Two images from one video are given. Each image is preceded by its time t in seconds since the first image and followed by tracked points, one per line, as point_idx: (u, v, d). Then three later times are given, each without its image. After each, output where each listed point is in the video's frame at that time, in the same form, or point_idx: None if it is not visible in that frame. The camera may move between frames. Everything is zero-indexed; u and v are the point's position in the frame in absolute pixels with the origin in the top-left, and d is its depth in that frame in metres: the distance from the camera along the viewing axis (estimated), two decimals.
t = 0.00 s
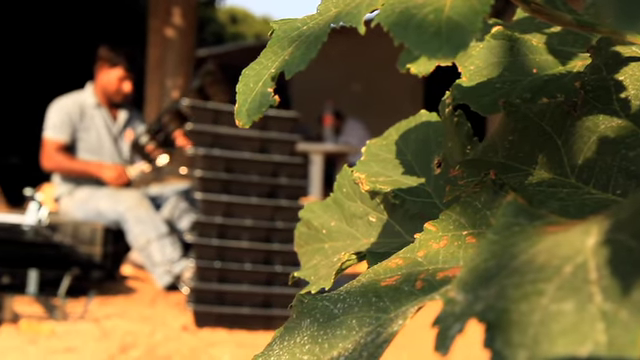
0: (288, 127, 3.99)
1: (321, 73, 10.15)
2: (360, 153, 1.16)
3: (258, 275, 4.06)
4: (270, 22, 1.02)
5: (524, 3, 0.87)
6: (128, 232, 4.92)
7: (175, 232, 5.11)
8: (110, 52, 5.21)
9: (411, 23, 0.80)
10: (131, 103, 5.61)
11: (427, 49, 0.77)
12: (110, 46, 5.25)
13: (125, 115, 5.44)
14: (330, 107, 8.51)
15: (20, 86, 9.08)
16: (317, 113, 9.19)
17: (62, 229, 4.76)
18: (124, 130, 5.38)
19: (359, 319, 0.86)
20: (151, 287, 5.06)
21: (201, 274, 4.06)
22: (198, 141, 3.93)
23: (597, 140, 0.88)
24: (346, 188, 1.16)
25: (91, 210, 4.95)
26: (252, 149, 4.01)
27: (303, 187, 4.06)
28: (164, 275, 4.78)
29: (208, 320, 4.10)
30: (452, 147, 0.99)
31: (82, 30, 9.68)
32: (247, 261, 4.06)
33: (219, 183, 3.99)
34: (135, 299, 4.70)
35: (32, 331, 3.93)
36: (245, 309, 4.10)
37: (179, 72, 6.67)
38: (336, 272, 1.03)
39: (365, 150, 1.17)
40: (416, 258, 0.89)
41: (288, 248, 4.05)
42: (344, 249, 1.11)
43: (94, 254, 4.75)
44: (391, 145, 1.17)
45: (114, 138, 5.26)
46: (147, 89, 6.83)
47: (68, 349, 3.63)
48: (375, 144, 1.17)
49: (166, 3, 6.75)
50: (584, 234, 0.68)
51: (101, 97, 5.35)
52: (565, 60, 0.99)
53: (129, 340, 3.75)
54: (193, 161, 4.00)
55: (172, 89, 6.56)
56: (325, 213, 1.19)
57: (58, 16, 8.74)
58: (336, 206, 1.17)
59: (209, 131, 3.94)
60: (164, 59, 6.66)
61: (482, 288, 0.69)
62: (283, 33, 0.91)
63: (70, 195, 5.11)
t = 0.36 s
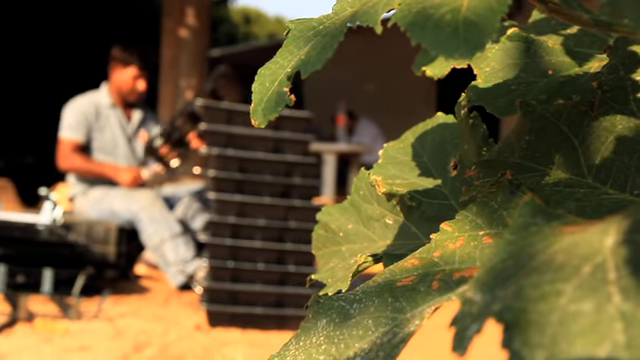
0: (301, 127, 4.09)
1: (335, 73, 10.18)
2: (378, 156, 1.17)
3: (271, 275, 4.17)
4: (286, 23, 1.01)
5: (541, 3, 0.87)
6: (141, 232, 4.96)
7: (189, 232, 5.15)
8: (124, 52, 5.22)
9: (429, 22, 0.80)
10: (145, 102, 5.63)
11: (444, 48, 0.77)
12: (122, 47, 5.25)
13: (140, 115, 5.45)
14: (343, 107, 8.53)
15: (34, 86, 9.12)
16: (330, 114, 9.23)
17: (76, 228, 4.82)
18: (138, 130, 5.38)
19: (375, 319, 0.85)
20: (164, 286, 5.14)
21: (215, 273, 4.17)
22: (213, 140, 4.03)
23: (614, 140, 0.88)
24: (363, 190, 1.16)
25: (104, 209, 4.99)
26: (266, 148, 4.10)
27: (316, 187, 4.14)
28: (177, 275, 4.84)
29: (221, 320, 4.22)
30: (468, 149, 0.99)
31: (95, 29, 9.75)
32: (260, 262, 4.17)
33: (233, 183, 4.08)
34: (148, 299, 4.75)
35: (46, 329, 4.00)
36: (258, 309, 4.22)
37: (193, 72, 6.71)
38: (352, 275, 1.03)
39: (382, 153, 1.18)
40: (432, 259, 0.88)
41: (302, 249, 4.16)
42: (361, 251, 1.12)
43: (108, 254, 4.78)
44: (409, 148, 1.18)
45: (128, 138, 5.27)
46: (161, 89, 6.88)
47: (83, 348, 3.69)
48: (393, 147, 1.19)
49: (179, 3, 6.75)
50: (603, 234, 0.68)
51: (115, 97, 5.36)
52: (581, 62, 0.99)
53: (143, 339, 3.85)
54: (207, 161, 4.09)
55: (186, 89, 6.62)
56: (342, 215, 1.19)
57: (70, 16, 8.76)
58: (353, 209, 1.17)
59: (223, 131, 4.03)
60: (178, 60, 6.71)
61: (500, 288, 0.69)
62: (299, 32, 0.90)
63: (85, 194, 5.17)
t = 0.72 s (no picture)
0: (312, 127, 4.16)
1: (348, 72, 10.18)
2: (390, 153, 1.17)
3: (282, 275, 4.20)
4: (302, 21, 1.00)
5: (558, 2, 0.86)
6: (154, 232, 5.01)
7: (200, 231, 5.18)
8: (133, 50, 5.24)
9: (445, 21, 0.79)
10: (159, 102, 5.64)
11: (460, 48, 0.76)
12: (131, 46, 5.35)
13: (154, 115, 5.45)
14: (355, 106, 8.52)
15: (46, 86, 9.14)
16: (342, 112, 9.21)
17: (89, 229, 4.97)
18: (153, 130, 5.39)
19: (390, 319, 0.84)
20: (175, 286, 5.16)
21: (227, 273, 4.19)
22: (224, 140, 4.11)
23: (632, 139, 0.87)
24: (376, 189, 1.17)
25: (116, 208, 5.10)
26: (277, 148, 4.17)
27: (328, 186, 4.20)
28: (190, 275, 4.86)
29: (234, 319, 4.22)
30: (484, 148, 0.99)
31: (107, 27, 9.76)
32: (272, 262, 4.20)
33: (245, 182, 4.14)
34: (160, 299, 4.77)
35: (59, 329, 4.00)
36: (270, 309, 4.23)
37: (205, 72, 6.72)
38: (366, 273, 1.03)
39: (395, 151, 1.18)
40: (447, 258, 0.88)
41: (313, 248, 4.21)
42: (373, 250, 1.11)
43: (120, 253, 4.96)
44: (422, 147, 1.17)
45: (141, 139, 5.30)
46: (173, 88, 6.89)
47: (95, 347, 3.70)
48: (406, 145, 1.18)
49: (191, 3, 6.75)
50: (619, 234, 0.67)
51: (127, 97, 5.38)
52: (597, 60, 0.99)
53: (155, 339, 3.86)
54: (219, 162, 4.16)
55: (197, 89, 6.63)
56: (355, 213, 1.19)
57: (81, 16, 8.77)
58: (366, 207, 1.17)
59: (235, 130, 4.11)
60: (190, 59, 6.71)
61: (516, 289, 0.68)
62: (314, 31, 0.90)
63: (98, 194, 5.22)
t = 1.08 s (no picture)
0: (323, 127, 4.16)
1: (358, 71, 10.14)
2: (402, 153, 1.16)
3: (293, 275, 4.19)
4: (315, 18, 1.00)
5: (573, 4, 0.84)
6: (167, 230, 5.06)
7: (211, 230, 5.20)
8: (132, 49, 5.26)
9: (459, 19, 0.78)
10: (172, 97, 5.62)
11: (474, 47, 0.74)
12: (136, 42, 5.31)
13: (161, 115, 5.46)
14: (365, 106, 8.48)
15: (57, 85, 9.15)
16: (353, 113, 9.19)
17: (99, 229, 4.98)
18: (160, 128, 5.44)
19: (403, 319, 0.82)
20: (186, 285, 5.19)
21: (237, 274, 4.20)
22: (235, 140, 4.12)
23: None
24: (388, 188, 1.14)
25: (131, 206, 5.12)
26: (288, 148, 4.18)
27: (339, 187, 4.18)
28: (201, 275, 4.93)
29: (244, 321, 4.22)
30: (496, 147, 0.98)
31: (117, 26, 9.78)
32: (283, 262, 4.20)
33: (255, 182, 4.15)
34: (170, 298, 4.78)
35: (70, 329, 4.00)
36: (280, 309, 4.23)
37: (215, 72, 6.74)
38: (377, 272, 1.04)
39: (407, 150, 1.16)
40: (460, 258, 0.85)
41: (324, 248, 4.19)
42: (385, 250, 1.10)
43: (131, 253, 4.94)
44: (435, 146, 1.16)
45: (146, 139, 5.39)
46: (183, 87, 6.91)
47: (105, 347, 3.70)
48: (418, 144, 1.16)
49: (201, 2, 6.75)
50: (635, 234, 0.67)
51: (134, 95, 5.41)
52: (609, 58, 0.98)
53: (165, 339, 3.86)
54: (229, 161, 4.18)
55: (207, 89, 6.67)
56: (366, 213, 1.15)
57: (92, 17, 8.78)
58: (377, 207, 1.15)
59: (245, 130, 4.11)
60: (200, 59, 6.73)
61: (530, 288, 0.67)
62: (327, 30, 0.89)
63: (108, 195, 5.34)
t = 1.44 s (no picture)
0: (332, 127, 4.15)
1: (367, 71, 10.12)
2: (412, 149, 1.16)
3: (303, 275, 4.20)
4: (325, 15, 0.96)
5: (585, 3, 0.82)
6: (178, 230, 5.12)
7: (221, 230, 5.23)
8: (131, 49, 5.37)
9: (472, 15, 0.75)
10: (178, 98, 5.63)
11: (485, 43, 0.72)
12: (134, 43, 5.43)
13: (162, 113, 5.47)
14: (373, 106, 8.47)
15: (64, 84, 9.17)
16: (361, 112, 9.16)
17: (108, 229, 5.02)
18: (160, 128, 5.47)
19: (414, 319, 0.81)
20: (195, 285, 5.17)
21: (246, 274, 4.21)
22: (243, 140, 4.10)
23: None
24: (398, 187, 1.14)
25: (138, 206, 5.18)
26: (296, 148, 4.16)
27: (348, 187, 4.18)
28: (209, 275, 4.92)
29: (253, 321, 4.24)
30: (508, 145, 0.97)
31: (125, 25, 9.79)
32: (292, 262, 4.21)
33: (264, 181, 4.15)
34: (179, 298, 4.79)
35: (78, 330, 4.00)
36: (289, 310, 4.23)
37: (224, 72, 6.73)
38: (387, 270, 1.04)
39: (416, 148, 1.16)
40: (471, 258, 0.83)
41: (333, 248, 4.22)
42: (395, 249, 1.09)
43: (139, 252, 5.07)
44: (446, 144, 1.15)
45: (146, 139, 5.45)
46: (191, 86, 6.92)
47: (114, 348, 3.71)
48: (428, 142, 1.15)
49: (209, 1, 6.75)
50: None
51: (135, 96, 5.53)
52: (623, 56, 0.97)
53: (173, 340, 3.86)
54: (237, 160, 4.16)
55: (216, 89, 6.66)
56: (376, 211, 1.14)
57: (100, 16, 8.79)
58: (388, 206, 1.14)
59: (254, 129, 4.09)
60: (209, 58, 6.72)
61: (543, 289, 0.67)
62: (337, 29, 0.87)
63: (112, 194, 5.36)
